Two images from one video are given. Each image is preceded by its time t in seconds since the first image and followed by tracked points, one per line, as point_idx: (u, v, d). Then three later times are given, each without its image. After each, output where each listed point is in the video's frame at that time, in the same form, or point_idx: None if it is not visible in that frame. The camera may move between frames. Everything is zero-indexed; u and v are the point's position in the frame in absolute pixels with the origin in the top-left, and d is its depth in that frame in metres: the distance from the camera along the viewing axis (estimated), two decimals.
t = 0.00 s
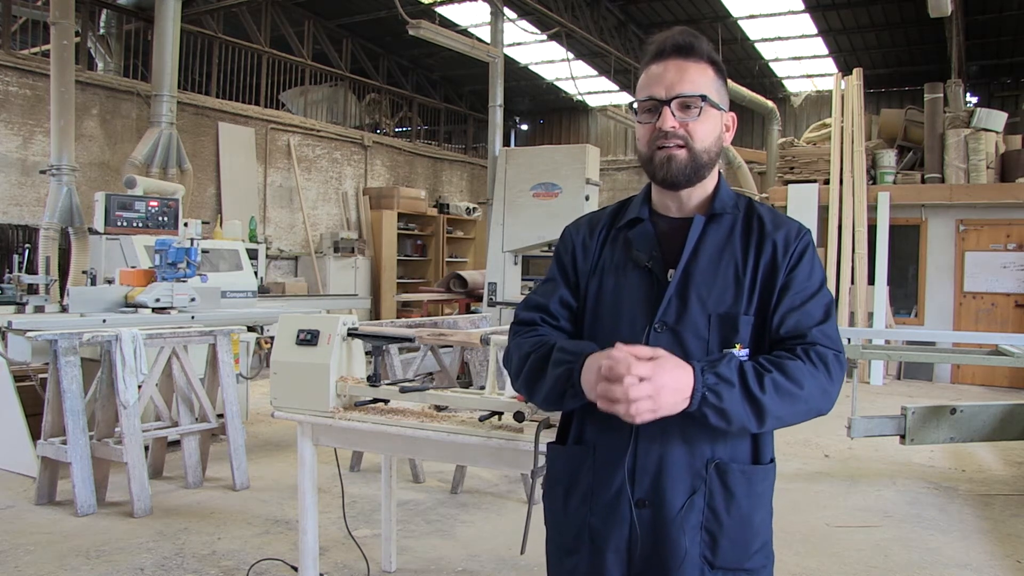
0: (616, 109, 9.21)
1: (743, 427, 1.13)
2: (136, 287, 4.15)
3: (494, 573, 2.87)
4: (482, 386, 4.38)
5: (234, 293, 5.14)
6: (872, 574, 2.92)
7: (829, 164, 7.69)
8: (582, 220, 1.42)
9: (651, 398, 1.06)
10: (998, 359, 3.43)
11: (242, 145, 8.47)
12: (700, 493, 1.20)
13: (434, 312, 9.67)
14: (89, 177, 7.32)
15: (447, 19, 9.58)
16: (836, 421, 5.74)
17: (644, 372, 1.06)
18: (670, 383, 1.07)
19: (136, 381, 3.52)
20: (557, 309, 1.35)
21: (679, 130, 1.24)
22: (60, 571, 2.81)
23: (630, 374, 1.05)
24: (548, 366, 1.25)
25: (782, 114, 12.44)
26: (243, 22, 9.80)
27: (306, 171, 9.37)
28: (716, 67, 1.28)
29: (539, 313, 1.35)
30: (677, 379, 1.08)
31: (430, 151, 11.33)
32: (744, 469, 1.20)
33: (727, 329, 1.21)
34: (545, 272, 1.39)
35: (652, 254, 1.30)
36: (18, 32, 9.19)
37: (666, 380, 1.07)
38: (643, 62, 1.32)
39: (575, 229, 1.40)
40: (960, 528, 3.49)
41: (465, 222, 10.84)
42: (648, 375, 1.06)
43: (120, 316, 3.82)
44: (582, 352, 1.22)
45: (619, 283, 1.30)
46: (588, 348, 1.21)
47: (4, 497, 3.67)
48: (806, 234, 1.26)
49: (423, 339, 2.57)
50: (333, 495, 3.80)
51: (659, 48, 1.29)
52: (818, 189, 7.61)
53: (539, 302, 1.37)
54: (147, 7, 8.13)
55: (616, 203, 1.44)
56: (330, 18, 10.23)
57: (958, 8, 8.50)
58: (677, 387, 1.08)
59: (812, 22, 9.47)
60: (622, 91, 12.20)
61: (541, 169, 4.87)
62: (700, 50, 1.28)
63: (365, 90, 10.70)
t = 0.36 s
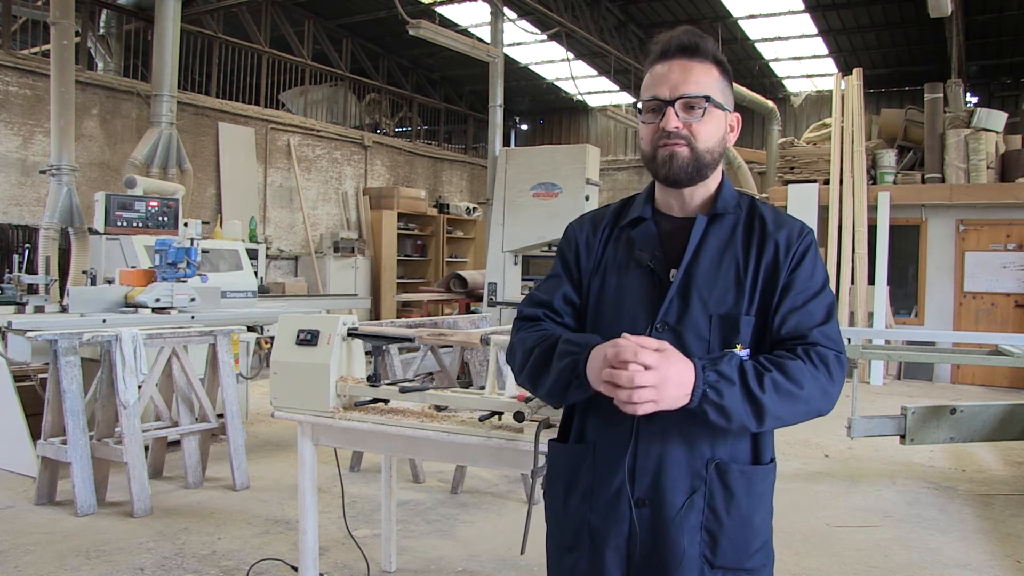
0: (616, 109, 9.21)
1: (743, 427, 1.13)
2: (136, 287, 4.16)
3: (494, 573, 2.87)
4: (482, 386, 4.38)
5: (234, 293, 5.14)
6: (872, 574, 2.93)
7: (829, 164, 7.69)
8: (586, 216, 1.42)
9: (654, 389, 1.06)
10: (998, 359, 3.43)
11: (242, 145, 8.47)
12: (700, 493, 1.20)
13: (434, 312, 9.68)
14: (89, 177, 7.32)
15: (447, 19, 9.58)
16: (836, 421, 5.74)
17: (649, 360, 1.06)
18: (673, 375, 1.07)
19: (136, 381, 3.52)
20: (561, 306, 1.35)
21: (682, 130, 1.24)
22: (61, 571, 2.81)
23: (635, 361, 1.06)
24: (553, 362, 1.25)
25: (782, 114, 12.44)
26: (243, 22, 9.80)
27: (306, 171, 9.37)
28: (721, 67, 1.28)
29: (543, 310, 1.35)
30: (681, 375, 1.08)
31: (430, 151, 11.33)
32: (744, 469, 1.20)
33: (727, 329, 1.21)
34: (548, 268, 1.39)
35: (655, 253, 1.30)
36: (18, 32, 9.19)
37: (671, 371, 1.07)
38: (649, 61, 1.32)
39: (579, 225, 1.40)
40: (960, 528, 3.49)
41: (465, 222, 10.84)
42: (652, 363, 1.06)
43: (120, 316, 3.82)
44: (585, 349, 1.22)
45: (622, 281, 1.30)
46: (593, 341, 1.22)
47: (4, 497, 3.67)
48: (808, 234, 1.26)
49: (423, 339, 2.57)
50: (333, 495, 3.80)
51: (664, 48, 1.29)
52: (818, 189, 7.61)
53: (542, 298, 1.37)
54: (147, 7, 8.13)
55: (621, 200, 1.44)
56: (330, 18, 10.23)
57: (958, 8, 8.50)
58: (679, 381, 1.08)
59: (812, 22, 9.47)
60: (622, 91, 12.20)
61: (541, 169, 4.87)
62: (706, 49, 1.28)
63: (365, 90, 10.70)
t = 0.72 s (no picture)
0: (616, 109, 9.21)
1: (741, 431, 1.13)
2: (136, 287, 4.16)
3: (494, 573, 2.87)
4: (482, 386, 4.38)
5: (234, 293, 5.14)
6: (872, 574, 2.93)
7: (829, 164, 7.69)
8: (584, 216, 1.42)
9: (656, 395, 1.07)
10: (998, 359, 3.43)
11: (242, 145, 8.47)
12: (701, 495, 1.20)
13: (434, 312, 9.68)
14: (89, 177, 7.33)
15: (447, 19, 9.58)
16: (836, 421, 5.74)
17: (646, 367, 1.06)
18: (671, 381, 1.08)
19: (136, 381, 3.52)
20: (559, 307, 1.35)
21: (679, 129, 1.24)
22: (61, 571, 2.81)
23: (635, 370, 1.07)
24: (552, 366, 1.25)
25: (782, 114, 12.44)
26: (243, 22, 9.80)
27: (306, 171, 9.37)
28: (718, 65, 1.28)
29: (541, 311, 1.36)
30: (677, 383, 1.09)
31: (430, 151, 11.33)
32: (744, 470, 1.20)
33: (727, 331, 1.21)
34: (547, 269, 1.39)
35: (654, 255, 1.30)
36: (18, 32, 9.20)
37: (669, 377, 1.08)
38: (646, 58, 1.31)
39: (578, 225, 1.40)
40: (960, 528, 3.49)
41: (465, 222, 10.84)
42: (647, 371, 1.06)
43: (120, 316, 3.82)
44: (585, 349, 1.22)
45: (621, 282, 1.30)
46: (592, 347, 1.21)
47: (4, 497, 3.67)
48: (807, 233, 1.26)
49: (423, 339, 2.57)
50: (333, 495, 3.80)
51: (661, 45, 1.29)
52: (818, 189, 7.60)
53: (540, 299, 1.37)
54: (147, 6, 8.12)
55: (619, 199, 1.44)
56: (330, 18, 10.23)
57: (958, 8, 8.50)
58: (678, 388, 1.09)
59: (812, 22, 9.47)
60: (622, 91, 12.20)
61: (541, 169, 4.87)
62: (703, 46, 1.28)
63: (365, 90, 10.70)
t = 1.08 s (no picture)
0: (616, 109, 9.21)
1: (752, 433, 1.12)
2: (136, 287, 4.16)
3: (494, 573, 2.87)
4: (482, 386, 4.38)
5: (234, 293, 5.14)
6: (872, 574, 2.93)
7: (829, 164, 7.69)
8: (582, 215, 1.42)
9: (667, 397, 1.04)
10: (997, 359, 3.43)
11: (242, 145, 8.47)
12: (703, 494, 1.20)
13: (434, 312, 9.67)
14: (89, 177, 7.33)
15: (447, 19, 9.58)
16: (835, 421, 5.74)
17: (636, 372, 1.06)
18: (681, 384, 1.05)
19: (136, 381, 3.52)
20: (553, 308, 1.35)
21: (680, 124, 1.24)
22: (61, 571, 2.81)
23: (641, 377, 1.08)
24: (538, 366, 1.25)
25: (782, 114, 12.44)
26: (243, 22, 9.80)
27: (306, 171, 9.37)
28: (720, 63, 1.28)
29: (534, 311, 1.36)
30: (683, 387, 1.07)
31: (430, 151, 11.33)
32: (745, 470, 1.20)
33: (727, 330, 1.21)
34: (544, 268, 1.39)
35: (653, 253, 1.30)
36: (19, 32, 9.20)
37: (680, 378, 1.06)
38: (648, 55, 1.32)
39: (576, 224, 1.40)
40: (960, 528, 3.49)
41: (465, 222, 10.84)
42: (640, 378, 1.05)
43: (120, 316, 3.82)
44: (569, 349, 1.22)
45: (620, 281, 1.30)
46: (576, 348, 1.21)
47: (4, 497, 3.67)
48: (808, 231, 1.26)
49: (423, 339, 2.57)
50: (333, 495, 3.80)
51: (663, 41, 1.29)
52: (818, 189, 7.60)
53: (535, 299, 1.36)
54: (147, 6, 8.12)
55: (617, 198, 1.44)
56: (330, 18, 10.23)
57: (958, 8, 8.51)
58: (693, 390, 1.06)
59: (812, 22, 9.47)
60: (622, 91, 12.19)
61: (541, 169, 4.87)
62: (705, 44, 1.28)
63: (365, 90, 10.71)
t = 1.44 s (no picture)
0: (616, 109, 9.21)
1: (772, 441, 1.13)
2: (136, 287, 4.16)
3: (494, 573, 2.87)
4: (483, 386, 4.38)
5: (234, 293, 5.14)
6: (871, 574, 2.93)
7: (829, 164, 7.70)
8: (581, 216, 1.42)
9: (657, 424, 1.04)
10: (998, 359, 3.43)
11: (242, 145, 8.47)
12: (702, 495, 1.20)
13: (435, 312, 9.67)
14: (89, 178, 7.33)
15: (447, 19, 9.58)
16: (835, 421, 5.74)
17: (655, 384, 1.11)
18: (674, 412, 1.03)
19: (136, 381, 3.52)
20: (551, 310, 1.36)
21: (686, 124, 1.24)
22: (61, 571, 2.82)
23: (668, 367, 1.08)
24: (535, 372, 1.26)
25: (782, 114, 12.44)
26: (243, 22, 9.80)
27: (306, 171, 9.37)
28: (726, 66, 1.28)
29: (533, 314, 1.36)
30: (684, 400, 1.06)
31: (430, 151, 11.33)
32: (746, 471, 1.20)
33: (727, 331, 1.21)
34: (543, 270, 1.40)
35: (653, 254, 1.30)
36: (18, 32, 9.21)
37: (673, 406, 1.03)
38: (655, 53, 1.31)
39: (575, 224, 1.40)
40: (960, 528, 3.49)
41: (465, 222, 10.84)
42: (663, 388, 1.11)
43: (120, 316, 3.82)
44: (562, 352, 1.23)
45: (619, 282, 1.30)
46: (569, 353, 1.21)
47: (4, 497, 3.67)
48: (810, 231, 1.26)
49: (423, 339, 2.57)
50: (333, 495, 3.80)
51: (671, 41, 1.29)
52: (818, 189, 7.60)
53: (533, 301, 1.37)
54: (147, 6, 8.12)
55: (617, 198, 1.44)
56: (330, 18, 10.22)
57: (958, 8, 8.50)
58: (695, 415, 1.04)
59: (812, 22, 9.47)
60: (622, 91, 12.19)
61: (541, 169, 4.87)
62: (712, 46, 1.28)
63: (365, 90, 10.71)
